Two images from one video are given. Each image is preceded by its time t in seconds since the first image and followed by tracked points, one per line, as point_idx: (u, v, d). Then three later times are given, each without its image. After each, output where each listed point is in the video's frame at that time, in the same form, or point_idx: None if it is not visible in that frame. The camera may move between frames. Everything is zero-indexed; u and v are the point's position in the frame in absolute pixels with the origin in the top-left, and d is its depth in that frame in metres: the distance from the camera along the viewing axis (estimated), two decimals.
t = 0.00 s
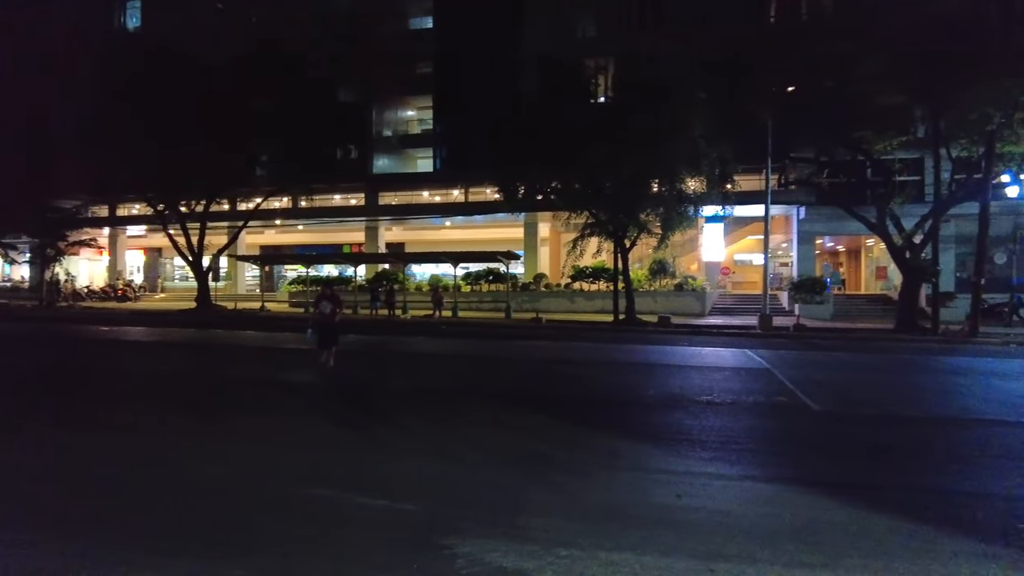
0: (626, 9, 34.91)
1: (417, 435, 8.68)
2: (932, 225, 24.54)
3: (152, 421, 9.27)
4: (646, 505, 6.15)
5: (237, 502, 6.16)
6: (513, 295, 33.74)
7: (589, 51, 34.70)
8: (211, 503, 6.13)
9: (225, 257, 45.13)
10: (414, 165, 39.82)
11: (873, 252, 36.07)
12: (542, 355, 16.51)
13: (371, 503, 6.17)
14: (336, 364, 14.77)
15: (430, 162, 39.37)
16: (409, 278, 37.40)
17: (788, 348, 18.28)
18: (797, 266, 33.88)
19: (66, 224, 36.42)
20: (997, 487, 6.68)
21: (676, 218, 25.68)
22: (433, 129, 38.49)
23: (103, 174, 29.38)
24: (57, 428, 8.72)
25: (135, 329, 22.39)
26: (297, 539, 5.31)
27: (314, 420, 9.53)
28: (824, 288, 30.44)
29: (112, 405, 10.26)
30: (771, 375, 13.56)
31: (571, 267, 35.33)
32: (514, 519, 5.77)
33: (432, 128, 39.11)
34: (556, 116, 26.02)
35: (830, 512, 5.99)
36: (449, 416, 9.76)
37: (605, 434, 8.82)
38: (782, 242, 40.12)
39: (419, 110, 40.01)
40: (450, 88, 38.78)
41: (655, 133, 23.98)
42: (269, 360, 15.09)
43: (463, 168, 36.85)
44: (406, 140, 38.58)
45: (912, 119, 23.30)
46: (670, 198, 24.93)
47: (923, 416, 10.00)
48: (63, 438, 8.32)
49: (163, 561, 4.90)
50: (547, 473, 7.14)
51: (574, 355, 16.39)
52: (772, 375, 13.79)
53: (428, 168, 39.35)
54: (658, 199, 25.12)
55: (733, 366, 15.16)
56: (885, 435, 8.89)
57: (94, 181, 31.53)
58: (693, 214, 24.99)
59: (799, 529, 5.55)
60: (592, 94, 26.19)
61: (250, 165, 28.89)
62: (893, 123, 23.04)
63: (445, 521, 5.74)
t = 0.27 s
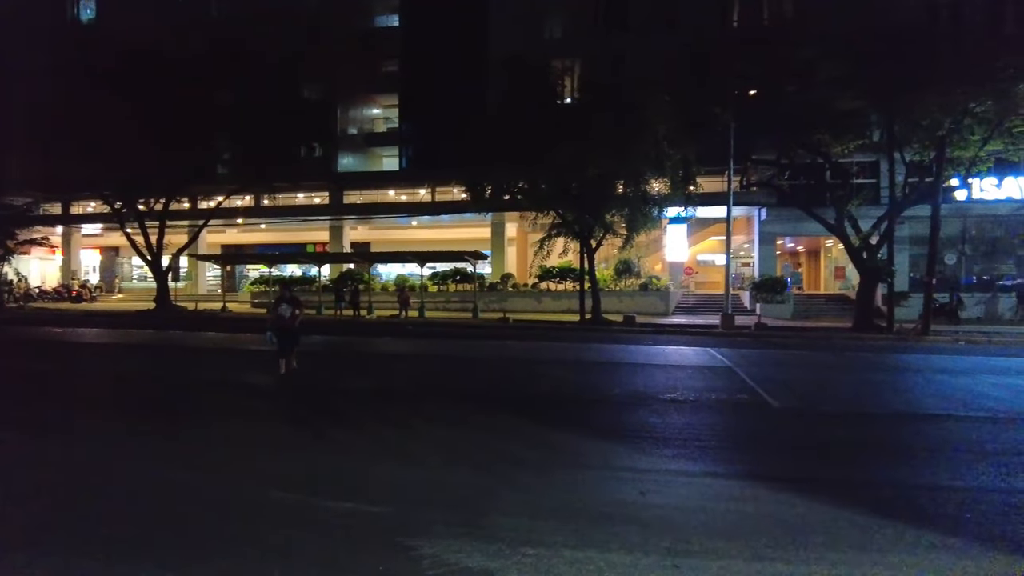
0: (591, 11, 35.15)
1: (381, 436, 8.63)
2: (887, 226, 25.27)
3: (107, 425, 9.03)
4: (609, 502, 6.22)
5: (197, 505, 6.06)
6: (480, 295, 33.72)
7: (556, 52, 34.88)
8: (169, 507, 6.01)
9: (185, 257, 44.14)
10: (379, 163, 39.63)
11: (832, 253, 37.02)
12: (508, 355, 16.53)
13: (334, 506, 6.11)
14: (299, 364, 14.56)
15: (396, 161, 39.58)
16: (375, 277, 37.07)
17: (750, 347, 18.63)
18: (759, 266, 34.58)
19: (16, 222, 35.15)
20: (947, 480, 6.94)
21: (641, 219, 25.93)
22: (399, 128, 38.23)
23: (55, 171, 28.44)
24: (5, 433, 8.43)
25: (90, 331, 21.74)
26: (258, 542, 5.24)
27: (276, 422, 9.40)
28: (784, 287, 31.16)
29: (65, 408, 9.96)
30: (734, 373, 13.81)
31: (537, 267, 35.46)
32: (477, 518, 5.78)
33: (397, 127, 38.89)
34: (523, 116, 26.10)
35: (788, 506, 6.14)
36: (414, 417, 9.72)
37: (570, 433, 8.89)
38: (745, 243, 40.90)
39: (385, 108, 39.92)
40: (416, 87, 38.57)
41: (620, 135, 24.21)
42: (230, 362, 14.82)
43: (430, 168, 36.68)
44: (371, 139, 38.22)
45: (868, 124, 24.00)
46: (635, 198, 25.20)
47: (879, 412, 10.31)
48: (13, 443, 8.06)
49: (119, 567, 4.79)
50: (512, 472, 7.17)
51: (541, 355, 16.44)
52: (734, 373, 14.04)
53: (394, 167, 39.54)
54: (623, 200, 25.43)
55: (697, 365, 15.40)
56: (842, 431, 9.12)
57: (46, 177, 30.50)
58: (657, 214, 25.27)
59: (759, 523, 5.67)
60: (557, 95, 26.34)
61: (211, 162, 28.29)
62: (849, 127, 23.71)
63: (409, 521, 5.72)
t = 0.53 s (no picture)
0: (560, 12, 35.29)
1: (349, 438, 8.54)
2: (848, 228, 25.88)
3: (64, 429, 8.77)
4: (577, 501, 6.26)
5: (157, 509, 5.92)
6: (449, 295, 33.61)
7: (525, 53, 34.95)
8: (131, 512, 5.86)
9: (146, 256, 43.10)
10: (347, 162, 39.23)
11: (795, 253, 37.80)
12: (478, 355, 16.51)
13: (301, 508, 6.03)
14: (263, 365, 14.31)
15: (364, 159, 39.06)
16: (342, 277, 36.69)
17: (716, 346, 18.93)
18: (724, 266, 35.15)
19: None
20: (904, 474, 7.14)
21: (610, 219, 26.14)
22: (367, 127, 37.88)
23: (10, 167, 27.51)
24: None
25: (45, 333, 21.06)
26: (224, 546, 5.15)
27: (241, 424, 9.24)
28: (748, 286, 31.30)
29: (19, 412, 9.64)
30: (699, 372, 14.02)
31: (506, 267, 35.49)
32: (446, 519, 5.76)
33: (366, 126, 38.55)
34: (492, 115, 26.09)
35: (753, 502, 6.24)
36: (381, 418, 9.63)
37: (539, 432, 8.91)
38: (710, 244, 41.51)
39: (353, 107, 39.26)
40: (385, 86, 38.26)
41: (589, 136, 24.37)
42: (192, 363, 14.51)
43: (399, 167, 36.43)
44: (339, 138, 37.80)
45: (829, 127, 24.57)
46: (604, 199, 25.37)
47: (839, 409, 10.57)
48: None
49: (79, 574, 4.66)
50: (480, 472, 7.16)
51: (510, 355, 16.46)
52: (701, 371, 14.25)
53: (363, 166, 39.01)
54: (592, 200, 25.59)
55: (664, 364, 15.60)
56: (805, 428, 9.32)
57: None
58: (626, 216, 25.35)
59: (725, 520, 5.75)
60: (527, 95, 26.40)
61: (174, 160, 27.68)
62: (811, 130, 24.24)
63: (377, 523, 5.67)
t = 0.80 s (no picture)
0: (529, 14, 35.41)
1: (316, 441, 8.42)
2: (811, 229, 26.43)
3: (17, 435, 8.46)
4: (546, 501, 6.28)
5: (119, 514, 5.79)
6: (418, 296, 33.41)
7: (495, 53, 34.96)
8: (90, 519, 5.68)
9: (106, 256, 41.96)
10: (315, 161, 38.94)
11: (760, 254, 38.48)
12: (447, 356, 16.43)
13: (267, 513, 5.92)
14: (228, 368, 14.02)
15: (332, 158, 38.91)
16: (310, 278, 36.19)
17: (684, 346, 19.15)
18: (691, 267, 35.62)
19: None
20: (864, 469, 7.34)
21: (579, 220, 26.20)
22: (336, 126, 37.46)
23: None
24: None
25: None
26: (188, 553, 5.03)
27: (205, 428, 9.03)
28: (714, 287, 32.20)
29: None
30: (667, 372, 14.16)
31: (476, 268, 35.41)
32: (415, 521, 5.72)
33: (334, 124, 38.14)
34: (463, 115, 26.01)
35: (719, 499, 6.34)
36: (350, 421, 9.52)
37: (508, 433, 8.91)
38: (677, 245, 42.00)
39: (321, 105, 39.25)
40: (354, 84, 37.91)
41: (559, 136, 24.46)
42: (154, 366, 14.15)
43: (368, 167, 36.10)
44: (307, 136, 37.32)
45: (794, 131, 25.06)
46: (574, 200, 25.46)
47: (802, 407, 10.79)
48: None
49: None
50: (449, 473, 7.12)
51: (479, 356, 16.42)
52: (668, 371, 14.40)
53: (331, 164, 38.81)
54: (562, 201, 25.68)
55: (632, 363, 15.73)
56: (770, 426, 9.48)
57: None
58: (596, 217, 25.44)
59: (692, 518, 5.83)
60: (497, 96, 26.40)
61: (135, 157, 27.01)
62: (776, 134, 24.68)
63: (346, 526, 5.60)
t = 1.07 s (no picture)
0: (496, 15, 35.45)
1: (277, 444, 8.28)
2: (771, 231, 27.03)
3: None
4: (510, 499, 6.32)
5: (72, 520, 5.63)
6: (384, 297, 33.13)
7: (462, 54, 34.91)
8: (40, 525, 5.50)
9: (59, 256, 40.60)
10: (278, 160, 38.51)
11: (721, 256, 39.19)
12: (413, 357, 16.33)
13: (226, 517, 5.82)
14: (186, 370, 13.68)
15: (295, 157, 38.62)
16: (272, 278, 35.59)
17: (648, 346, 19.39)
18: (655, 268, 36.07)
19: None
20: (818, 464, 7.57)
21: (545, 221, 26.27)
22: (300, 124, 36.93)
23: None
24: None
25: None
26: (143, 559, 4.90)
27: (163, 432, 8.82)
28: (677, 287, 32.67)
29: None
30: (630, 371, 14.33)
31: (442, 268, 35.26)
32: (378, 522, 5.69)
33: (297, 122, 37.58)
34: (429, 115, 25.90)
35: (678, 496, 6.46)
36: (312, 423, 9.38)
37: (473, 433, 8.91)
38: (641, 246, 42.48)
39: (284, 103, 38.52)
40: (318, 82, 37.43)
41: (525, 137, 24.53)
42: (109, 369, 13.74)
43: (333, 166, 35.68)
44: (270, 134, 36.71)
45: (755, 135, 25.58)
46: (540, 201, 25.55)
47: (761, 405, 11.04)
48: None
49: None
50: (412, 474, 7.10)
51: (444, 357, 16.36)
52: (632, 370, 14.56)
53: (294, 164, 38.41)
54: (528, 202, 25.75)
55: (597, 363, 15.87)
56: (730, 424, 9.69)
57: None
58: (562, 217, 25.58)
59: (653, 514, 5.93)
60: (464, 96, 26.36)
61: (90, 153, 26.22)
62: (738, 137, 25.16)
63: (307, 529, 5.54)
